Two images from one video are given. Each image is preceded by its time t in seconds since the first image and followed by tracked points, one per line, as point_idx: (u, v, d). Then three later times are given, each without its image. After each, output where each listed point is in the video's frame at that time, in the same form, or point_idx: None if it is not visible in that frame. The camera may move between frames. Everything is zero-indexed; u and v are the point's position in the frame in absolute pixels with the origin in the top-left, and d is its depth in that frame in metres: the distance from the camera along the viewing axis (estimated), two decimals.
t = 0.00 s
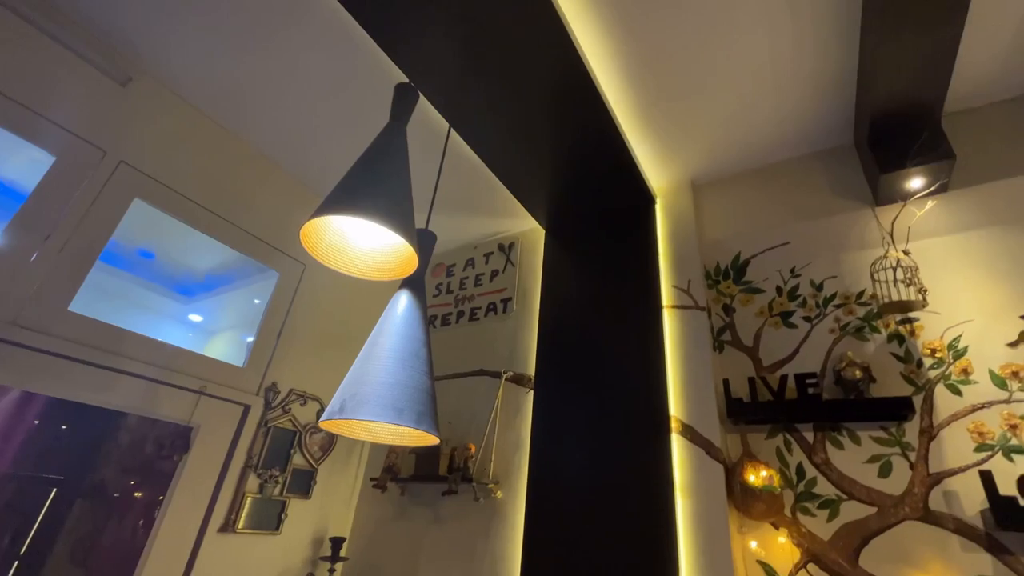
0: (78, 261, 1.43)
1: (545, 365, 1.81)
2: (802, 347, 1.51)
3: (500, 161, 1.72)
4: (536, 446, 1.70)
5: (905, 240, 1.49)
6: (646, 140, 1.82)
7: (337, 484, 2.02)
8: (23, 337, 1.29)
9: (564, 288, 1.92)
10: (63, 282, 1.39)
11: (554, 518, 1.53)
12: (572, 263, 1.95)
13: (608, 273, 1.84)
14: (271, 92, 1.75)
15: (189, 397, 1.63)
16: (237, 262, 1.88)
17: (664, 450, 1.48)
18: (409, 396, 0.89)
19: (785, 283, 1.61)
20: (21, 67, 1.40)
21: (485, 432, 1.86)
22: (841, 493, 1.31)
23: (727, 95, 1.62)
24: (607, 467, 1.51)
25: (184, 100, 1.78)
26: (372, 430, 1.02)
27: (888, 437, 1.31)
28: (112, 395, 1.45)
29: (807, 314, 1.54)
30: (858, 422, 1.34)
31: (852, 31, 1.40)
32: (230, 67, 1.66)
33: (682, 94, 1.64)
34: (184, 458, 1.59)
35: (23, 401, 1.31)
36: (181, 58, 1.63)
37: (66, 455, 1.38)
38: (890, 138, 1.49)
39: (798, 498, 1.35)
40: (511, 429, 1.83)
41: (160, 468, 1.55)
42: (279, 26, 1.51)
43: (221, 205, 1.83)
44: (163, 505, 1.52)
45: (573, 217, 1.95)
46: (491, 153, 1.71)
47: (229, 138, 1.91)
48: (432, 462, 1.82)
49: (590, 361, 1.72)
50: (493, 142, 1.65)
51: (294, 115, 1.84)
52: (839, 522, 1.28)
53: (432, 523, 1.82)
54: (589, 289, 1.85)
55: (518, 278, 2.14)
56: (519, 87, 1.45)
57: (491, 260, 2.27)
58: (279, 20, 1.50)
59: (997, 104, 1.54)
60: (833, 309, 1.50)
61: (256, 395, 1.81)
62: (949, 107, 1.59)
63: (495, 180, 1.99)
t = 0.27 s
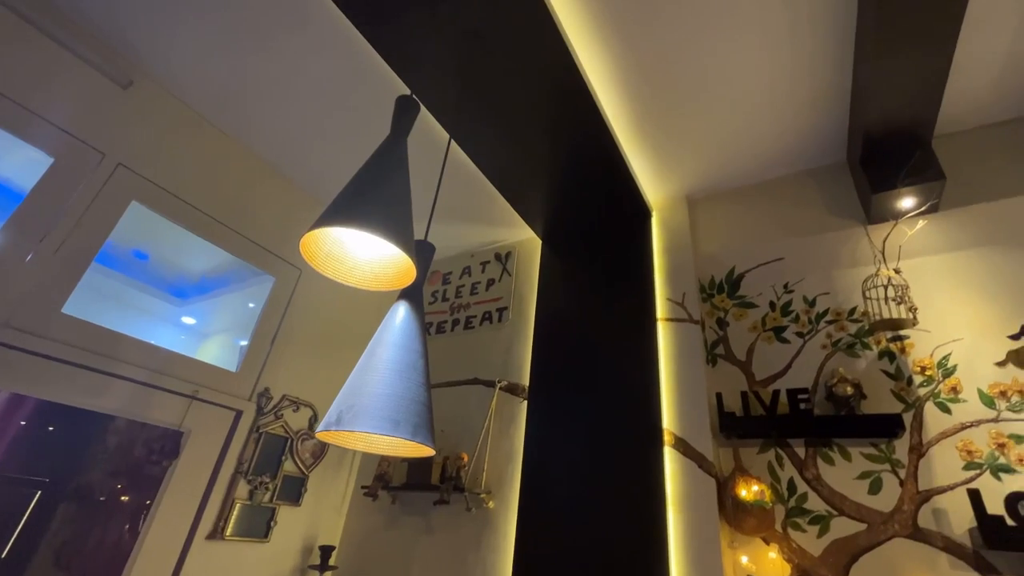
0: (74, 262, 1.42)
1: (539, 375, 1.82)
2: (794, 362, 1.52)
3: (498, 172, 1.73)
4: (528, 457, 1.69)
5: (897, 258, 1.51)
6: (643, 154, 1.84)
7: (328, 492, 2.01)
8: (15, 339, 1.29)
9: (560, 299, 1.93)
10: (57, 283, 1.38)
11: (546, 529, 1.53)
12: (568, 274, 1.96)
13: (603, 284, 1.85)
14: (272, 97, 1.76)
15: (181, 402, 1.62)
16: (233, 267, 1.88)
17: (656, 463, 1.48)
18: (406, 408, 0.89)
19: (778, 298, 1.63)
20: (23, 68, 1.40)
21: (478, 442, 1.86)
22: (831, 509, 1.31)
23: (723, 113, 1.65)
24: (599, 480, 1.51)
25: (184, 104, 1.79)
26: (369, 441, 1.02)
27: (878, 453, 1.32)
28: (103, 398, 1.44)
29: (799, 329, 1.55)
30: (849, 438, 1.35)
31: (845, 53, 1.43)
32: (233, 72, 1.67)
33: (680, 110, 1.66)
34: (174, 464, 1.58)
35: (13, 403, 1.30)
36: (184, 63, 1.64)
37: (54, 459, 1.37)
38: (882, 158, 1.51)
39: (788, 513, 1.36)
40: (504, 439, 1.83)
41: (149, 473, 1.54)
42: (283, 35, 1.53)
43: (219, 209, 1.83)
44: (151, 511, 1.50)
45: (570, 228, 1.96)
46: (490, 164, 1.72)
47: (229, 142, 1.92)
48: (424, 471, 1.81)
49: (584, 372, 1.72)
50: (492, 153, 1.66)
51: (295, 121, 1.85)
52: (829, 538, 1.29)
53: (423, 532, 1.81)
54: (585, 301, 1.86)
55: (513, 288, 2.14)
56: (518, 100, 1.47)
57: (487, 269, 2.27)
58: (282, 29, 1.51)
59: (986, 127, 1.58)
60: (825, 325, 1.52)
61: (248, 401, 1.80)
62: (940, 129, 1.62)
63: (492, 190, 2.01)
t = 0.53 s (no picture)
0: (70, 265, 1.42)
1: (534, 384, 1.82)
2: (788, 374, 1.53)
3: (497, 181, 1.74)
4: (523, 466, 1.69)
5: (890, 273, 1.53)
6: (640, 166, 1.86)
7: (320, 499, 2.00)
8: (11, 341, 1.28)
9: (556, 308, 1.93)
10: (53, 286, 1.38)
11: (539, 539, 1.52)
12: (565, 283, 1.97)
13: (600, 294, 1.86)
14: (273, 104, 1.77)
15: (175, 406, 1.61)
16: (230, 271, 1.87)
17: (650, 474, 1.49)
18: (402, 418, 0.90)
19: (773, 310, 1.64)
20: (25, 71, 1.41)
21: (472, 450, 1.85)
22: (824, 522, 1.32)
23: (720, 126, 1.67)
24: (594, 490, 1.51)
25: (185, 109, 1.80)
26: (365, 450, 1.03)
27: (871, 467, 1.33)
28: (96, 402, 1.43)
29: (794, 342, 1.56)
30: (842, 452, 1.36)
31: (840, 70, 1.45)
32: (235, 78, 1.69)
33: (677, 123, 1.68)
34: (166, 469, 1.57)
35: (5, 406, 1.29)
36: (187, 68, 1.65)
37: (45, 463, 1.35)
38: (875, 174, 1.53)
39: (782, 526, 1.36)
40: (498, 448, 1.82)
41: (140, 478, 1.52)
42: (285, 42, 1.54)
43: (217, 214, 1.83)
44: (142, 517, 1.49)
45: (567, 238, 1.97)
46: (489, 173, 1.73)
47: (229, 147, 1.93)
48: (419, 478, 1.80)
49: (580, 382, 1.72)
50: (491, 163, 1.67)
51: (295, 127, 1.86)
52: (822, 551, 1.29)
53: (416, 541, 1.80)
54: (581, 310, 1.86)
55: (510, 296, 2.15)
56: (518, 111, 1.49)
57: (484, 277, 2.28)
58: (285, 36, 1.53)
59: (979, 145, 1.60)
60: (819, 338, 1.53)
61: (243, 406, 1.79)
62: (934, 146, 1.64)
63: (491, 198, 2.02)
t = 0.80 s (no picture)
0: (69, 270, 1.42)
1: (531, 393, 1.82)
2: (783, 387, 1.54)
3: (496, 191, 1.76)
4: (518, 476, 1.69)
5: (883, 288, 1.55)
6: (638, 178, 1.88)
7: (314, 506, 1.99)
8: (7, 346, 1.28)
9: (553, 318, 1.94)
10: (51, 291, 1.37)
11: (534, 550, 1.52)
12: (562, 293, 1.98)
13: (597, 305, 1.87)
14: (275, 112, 1.78)
15: (170, 412, 1.61)
16: (229, 277, 1.88)
17: (646, 486, 1.49)
18: (401, 430, 0.90)
19: (768, 323, 1.65)
20: (28, 77, 1.42)
21: (468, 459, 1.85)
22: (818, 536, 1.32)
23: (717, 141, 1.69)
24: (589, 501, 1.51)
25: (187, 116, 1.81)
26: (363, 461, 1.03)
27: (864, 481, 1.34)
28: (91, 408, 1.43)
29: (788, 355, 1.57)
30: (836, 465, 1.37)
31: (835, 88, 1.48)
32: (237, 87, 1.70)
33: (675, 137, 1.70)
34: (160, 476, 1.56)
35: None
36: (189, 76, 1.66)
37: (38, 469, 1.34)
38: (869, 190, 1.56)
39: (775, 539, 1.37)
40: (494, 457, 1.82)
41: (134, 484, 1.52)
42: (288, 52, 1.56)
43: (217, 220, 1.84)
44: (135, 524, 1.48)
45: (565, 248, 1.98)
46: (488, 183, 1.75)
47: (230, 154, 1.94)
48: (414, 487, 1.80)
49: (576, 392, 1.73)
50: (490, 173, 1.69)
51: (296, 135, 1.87)
52: (815, 565, 1.30)
53: (410, 550, 1.80)
54: (578, 320, 1.87)
55: (508, 305, 2.16)
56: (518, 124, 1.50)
57: (482, 285, 2.29)
58: (288, 47, 1.54)
59: (970, 163, 1.63)
60: (814, 352, 1.54)
61: (238, 412, 1.78)
62: (927, 163, 1.67)
63: (489, 208, 2.03)
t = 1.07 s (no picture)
0: (67, 276, 1.42)
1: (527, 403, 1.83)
2: (778, 400, 1.55)
3: (495, 202, 1.77)
4: (514, 487, 1.69)
5: (877, 302, 1.56)
6: (636, 190, 1.89)
7: (308, 515, 1.98)
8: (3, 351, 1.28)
9: (551, 328, 1.95)
10: (48, 296, 1.37)
11: (529, 562, 1.52)
12: (559, 304, 1.99)
13: (594, 315, 1.88)
14: (276, 120, 1.79)
15: (165, 419, 1.60)
16: (227, 283, 1.88)
17: (642, 498, 1.49)
18: (399, 442, 0.91)
19: (764, 336, 1.67)
20: (32, 83, 1.43)
21: (464, 468, 1.85)
22: (813, 550, 1.33)
23: (713, 156, 1.72)
24: (585, 512, 1.51)
25: (189, 123, 1.82)
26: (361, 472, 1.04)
27: (859, 495, 1.35)
28: (85, 414, 1.42)
29: (784, 368, 1.59)
30: (831, 479, 1.38)
31: (829, 106, 1.51)
32: (240, 95, 1.71)
33: (672, 151, 1.72)
34: (154, 483, 1.55)
35: None
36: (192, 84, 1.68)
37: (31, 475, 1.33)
38: (864, 206, 1.58)
39: (771, 553, 1.37)
40: (490, 467, 1.82)
41: (127, 491, 1.51)
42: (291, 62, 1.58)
43: (216, 227, 1.85)
44: (128, 532, 1.47)
45: (563, 259, 2.00)
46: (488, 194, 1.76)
47: (231, 161, 1.95)
48: (409, 497, 1.79)
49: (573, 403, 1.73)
50: (490, 184, 1.70)
51: (298, 143, 1.88)
52: None
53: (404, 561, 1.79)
54: (575, 330, 1.88)
55: (505, 315, 2.17)
56: (517, 136, 1.52)
57: (480, 294, 2.29)
58: (291, 57, 1.56)
59: (963, 180, 1.65)
60: (809, 365, 1.56)
61: (234, 420, 1.78)
62: (920, 180, 1.69)
63: (488, 218, 2.05)
